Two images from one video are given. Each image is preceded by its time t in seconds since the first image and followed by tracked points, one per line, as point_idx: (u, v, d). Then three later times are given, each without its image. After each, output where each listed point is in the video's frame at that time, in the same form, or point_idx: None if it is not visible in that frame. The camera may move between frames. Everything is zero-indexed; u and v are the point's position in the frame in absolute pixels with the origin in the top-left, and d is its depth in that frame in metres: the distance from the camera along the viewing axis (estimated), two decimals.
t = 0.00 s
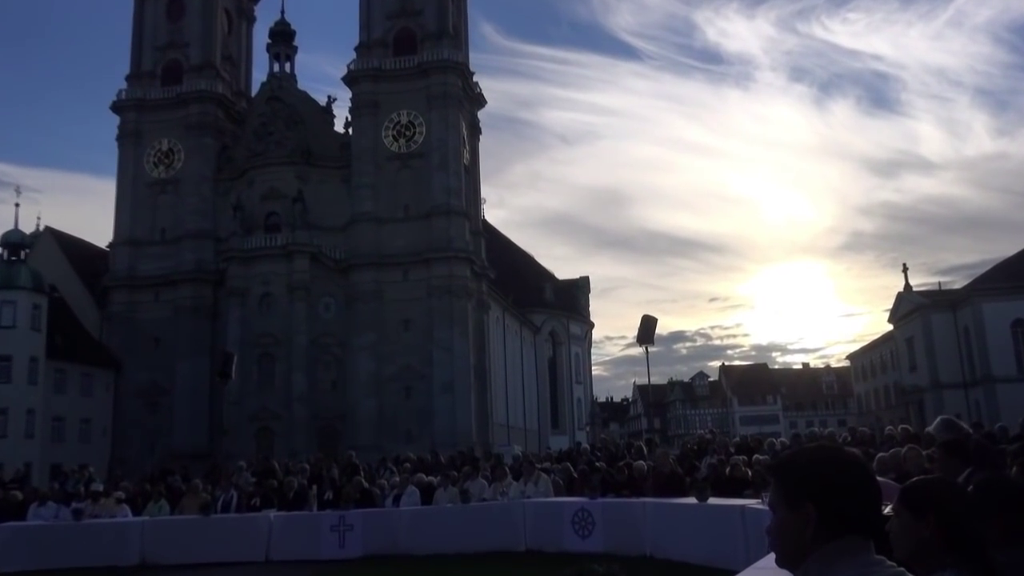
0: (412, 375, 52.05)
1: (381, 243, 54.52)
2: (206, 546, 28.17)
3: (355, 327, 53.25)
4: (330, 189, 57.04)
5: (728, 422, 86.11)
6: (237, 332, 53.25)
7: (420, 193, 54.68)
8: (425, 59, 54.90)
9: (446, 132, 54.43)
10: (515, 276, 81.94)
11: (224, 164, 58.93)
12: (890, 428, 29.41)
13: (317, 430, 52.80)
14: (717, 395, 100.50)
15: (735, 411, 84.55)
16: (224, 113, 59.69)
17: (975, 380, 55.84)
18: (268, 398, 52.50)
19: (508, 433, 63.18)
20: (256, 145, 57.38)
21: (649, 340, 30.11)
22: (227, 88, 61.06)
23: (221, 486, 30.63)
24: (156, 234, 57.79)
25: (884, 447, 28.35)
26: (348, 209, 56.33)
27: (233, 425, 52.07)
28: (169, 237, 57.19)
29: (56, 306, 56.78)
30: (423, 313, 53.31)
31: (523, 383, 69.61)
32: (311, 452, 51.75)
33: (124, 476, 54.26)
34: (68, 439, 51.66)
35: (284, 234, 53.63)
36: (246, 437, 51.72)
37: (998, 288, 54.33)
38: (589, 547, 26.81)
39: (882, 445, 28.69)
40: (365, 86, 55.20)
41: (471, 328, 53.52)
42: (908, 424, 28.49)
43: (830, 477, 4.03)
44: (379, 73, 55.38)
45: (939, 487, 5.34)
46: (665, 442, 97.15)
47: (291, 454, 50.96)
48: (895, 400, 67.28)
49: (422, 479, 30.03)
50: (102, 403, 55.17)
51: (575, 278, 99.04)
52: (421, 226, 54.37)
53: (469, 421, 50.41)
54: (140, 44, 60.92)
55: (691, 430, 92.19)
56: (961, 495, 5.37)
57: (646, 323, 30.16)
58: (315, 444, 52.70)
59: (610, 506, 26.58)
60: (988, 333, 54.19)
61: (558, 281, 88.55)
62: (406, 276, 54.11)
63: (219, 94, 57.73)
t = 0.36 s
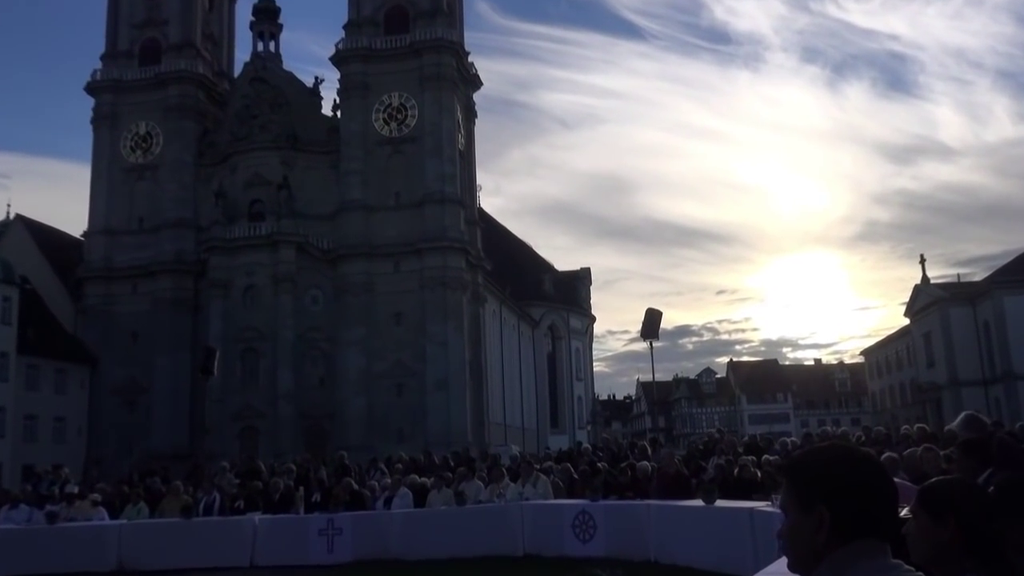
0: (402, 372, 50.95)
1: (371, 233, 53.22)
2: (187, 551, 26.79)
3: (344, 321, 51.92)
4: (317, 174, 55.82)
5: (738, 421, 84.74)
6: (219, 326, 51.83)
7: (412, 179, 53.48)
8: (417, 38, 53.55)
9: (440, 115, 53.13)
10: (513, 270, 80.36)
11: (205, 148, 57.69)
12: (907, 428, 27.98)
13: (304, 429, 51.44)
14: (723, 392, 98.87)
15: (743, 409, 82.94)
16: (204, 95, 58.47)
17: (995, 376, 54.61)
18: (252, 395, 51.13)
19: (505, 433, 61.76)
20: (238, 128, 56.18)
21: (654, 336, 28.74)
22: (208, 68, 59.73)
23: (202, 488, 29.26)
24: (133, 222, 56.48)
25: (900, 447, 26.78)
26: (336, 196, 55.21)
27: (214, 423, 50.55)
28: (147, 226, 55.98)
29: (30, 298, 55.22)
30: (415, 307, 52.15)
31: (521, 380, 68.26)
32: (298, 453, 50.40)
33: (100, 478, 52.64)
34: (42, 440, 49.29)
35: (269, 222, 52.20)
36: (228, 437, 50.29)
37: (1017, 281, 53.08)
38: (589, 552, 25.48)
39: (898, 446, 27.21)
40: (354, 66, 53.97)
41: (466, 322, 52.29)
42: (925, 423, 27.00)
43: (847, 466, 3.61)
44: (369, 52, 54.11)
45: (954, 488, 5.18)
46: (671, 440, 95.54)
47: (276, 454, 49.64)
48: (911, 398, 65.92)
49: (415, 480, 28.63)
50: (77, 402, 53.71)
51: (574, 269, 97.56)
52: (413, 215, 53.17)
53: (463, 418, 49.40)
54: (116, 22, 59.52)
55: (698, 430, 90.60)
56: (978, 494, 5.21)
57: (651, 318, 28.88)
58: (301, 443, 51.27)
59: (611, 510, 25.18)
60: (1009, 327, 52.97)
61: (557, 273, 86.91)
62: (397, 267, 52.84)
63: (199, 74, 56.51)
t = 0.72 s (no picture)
0: (397, 364, 50.08)
1: (366, 218, 52.17)
2: (171, 550, 25.60)
3: (336, 309, 51.07)
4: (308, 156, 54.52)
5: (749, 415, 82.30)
6: (205, 315, 50.85)
7: (408, 162, 52.17)
8: (414, 13, 52.38)
9: (437, 94, 51.79)
10: (513, 257, 78.89)
11: (190, 128, 56.42)
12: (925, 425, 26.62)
13: (294, 423, 50.33)
14: (733, 385, 97.33)
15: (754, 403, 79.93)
16: (190, 72, 57.22)
17: (1018, 371, 53.49)
18: (238, 388, 50.15)
19: (504, 428, 60.59)
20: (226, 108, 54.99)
21: (661, 328, 27.52)
22: (193, 45, 58.42)
23: (186, 484, 28.10)
24: (115, 206, 55.38)
25: (918, 445, 25.39)
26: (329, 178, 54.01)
27: (200, 416, 49.53)
28: (130, 210, 54.91)
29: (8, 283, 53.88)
30: (410, 295, 51.21)
31: (522, 372, 67.08)
32: (288, 449, 49.32)
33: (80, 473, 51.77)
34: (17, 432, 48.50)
35: (258, 207, 50.91)
36: (212, 431, 49.29)
37: None
38: (592, 553, 24.27)
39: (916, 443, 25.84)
40: (347, 42, 52.71)
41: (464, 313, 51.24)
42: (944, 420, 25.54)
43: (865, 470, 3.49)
44: (363, 27, 52.83)
45: (978, 486, 5.04)
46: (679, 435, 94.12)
47: (265, 450, 48.61)
48: (930, 393, 64.69)
49: (410, 477, 27.41)
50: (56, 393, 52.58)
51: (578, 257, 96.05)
52: (409, 198, 52.05)
53: (461, 414, 48.60)
54: None
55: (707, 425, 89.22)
56: (1000, 493, 5.07)
57: (660, 308, 27.62)
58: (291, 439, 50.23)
59: (616, 510, 23.93)
60: None
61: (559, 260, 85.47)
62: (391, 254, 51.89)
63: (184, 50, 55.19)
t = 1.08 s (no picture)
0: (391, 359, 49.10)
1: (359, 204, 50.99)
2: (156, 553, 24.46)
3: (328, 302, 49.84)
4: (298, 138, 53.32)
5: (761, 413, 81.17)
6: (190, 307, 49.64)
7: (404, 146, 51.15)
8: None
9: (435, 75, 50.67)
10: (514, 248, 77.39)
11: (174, 110, 55.34)
12: (945, 424, 25.38)
13: (283, 421, 49.43)
14: (742, 381, 95.90)
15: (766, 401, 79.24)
16: (174, 51, 56.15)
17: None
18: (225, 382, 48.99)
19: (503, 424, 59.41)
20: (212, 88, 53.84)
21: (670, 321, 26.40)
22: (177, 22, 57.29)
23: (171, 483, 27.05)
24: (95, 190, 54.33)
25: (938, 444, 24.20)
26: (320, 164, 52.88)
27: (184, 413, 48.55)
28: (111, 195, 53.82)
29: None
30: (405, 286, 50.18)
31: (521, 367, 65.93)
32: (275, 447, 48.24)
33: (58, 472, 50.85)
34: None
35: (244, 193, 49.82)
36: (198, 429, 48.23)
37: None
38: (597, 556, 23.13)
39: (936, 442, 24.66)
40: (340, 20, 51.66)
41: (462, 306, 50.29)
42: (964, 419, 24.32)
43: (880, 469, 3.64)
44: (355, 5, 51.75)
45: (1007, 488, 4.46)
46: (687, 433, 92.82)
47: (252, 447, 47.50)
48: (949, 391, 63.59)
49: (407, 476, 26.22)
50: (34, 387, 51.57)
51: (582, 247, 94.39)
52: (404, 184, 51.02)
53: (458, 411, 47.67)
54: None
55: (717, 423, 87.99)
56: None
57: (668, 300, 26.49)
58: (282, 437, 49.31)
59: (621, 511, 22.74)
60: None
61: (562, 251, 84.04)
62: (386, 243, 50.88)
63: (168, 28, 54.14)
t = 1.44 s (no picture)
0: (396, 354, 48.26)
1: (361, 191, 50.11)
2: (150, 555, 23.44)
3: (330, 295, 48.97)
4: (298, 123, 52.25)
5: (783, 410, 79.84)
6: (185, 300, 48.98)
7: (408, 131, 50.19)
8: None
9: (440, 56, 49.65)
10: (526, 237, 75.82)
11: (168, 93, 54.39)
12: (975, 423, 24.22)
13: (284, 419, 48.50)
14: (762, 377, 94.42)
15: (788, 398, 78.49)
16: (168, 32, 55.27)
17: None
18: (221, 378, 48.36)
19: (512, 421, 58.39)
20: (206, 70, 52.74)
21: (686, 315, 25.32)
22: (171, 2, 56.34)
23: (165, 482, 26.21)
24: (86, 178, 53.44)
25: (970, 444, 23.02)
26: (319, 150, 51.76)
27: (179, 411, 47.71)
28: (101, 183, 52.90)
29: None
30: (409, 277, 49.30)
31: (531, 363, 64.87)
32: (275, 446, 47.54)
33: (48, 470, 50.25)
34: None
35: (241, 180, 49.08)
36: (194, 426, 47.59)
37: None
38: (611, 560, 22.03)
39: (967, 442, 23.48)
40: None
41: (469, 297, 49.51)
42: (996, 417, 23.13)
43: (919, 469, 3.28)
44: None
45: None
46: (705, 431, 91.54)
47: (249, 446, 46.83)
48: (980, 388, 62.23)
49: (412, 476, 25.20)
50: (23, 382, 50.87)
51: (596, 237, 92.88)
52: (407, 170, 50.01)
53: (465, 408, 47.00)
54: None
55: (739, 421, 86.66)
56: None
57: (685, 292, 25.43)
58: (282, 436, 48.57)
59: (636, 513, 21.67)
60: None
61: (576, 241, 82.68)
62: (389, 233, 49.90)
63: (161, 9, 53.30)
